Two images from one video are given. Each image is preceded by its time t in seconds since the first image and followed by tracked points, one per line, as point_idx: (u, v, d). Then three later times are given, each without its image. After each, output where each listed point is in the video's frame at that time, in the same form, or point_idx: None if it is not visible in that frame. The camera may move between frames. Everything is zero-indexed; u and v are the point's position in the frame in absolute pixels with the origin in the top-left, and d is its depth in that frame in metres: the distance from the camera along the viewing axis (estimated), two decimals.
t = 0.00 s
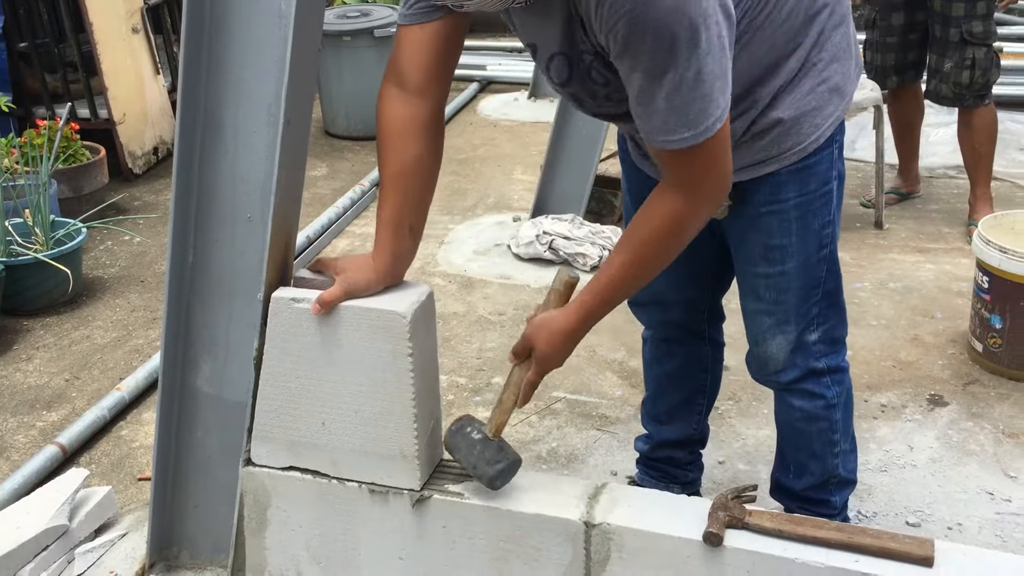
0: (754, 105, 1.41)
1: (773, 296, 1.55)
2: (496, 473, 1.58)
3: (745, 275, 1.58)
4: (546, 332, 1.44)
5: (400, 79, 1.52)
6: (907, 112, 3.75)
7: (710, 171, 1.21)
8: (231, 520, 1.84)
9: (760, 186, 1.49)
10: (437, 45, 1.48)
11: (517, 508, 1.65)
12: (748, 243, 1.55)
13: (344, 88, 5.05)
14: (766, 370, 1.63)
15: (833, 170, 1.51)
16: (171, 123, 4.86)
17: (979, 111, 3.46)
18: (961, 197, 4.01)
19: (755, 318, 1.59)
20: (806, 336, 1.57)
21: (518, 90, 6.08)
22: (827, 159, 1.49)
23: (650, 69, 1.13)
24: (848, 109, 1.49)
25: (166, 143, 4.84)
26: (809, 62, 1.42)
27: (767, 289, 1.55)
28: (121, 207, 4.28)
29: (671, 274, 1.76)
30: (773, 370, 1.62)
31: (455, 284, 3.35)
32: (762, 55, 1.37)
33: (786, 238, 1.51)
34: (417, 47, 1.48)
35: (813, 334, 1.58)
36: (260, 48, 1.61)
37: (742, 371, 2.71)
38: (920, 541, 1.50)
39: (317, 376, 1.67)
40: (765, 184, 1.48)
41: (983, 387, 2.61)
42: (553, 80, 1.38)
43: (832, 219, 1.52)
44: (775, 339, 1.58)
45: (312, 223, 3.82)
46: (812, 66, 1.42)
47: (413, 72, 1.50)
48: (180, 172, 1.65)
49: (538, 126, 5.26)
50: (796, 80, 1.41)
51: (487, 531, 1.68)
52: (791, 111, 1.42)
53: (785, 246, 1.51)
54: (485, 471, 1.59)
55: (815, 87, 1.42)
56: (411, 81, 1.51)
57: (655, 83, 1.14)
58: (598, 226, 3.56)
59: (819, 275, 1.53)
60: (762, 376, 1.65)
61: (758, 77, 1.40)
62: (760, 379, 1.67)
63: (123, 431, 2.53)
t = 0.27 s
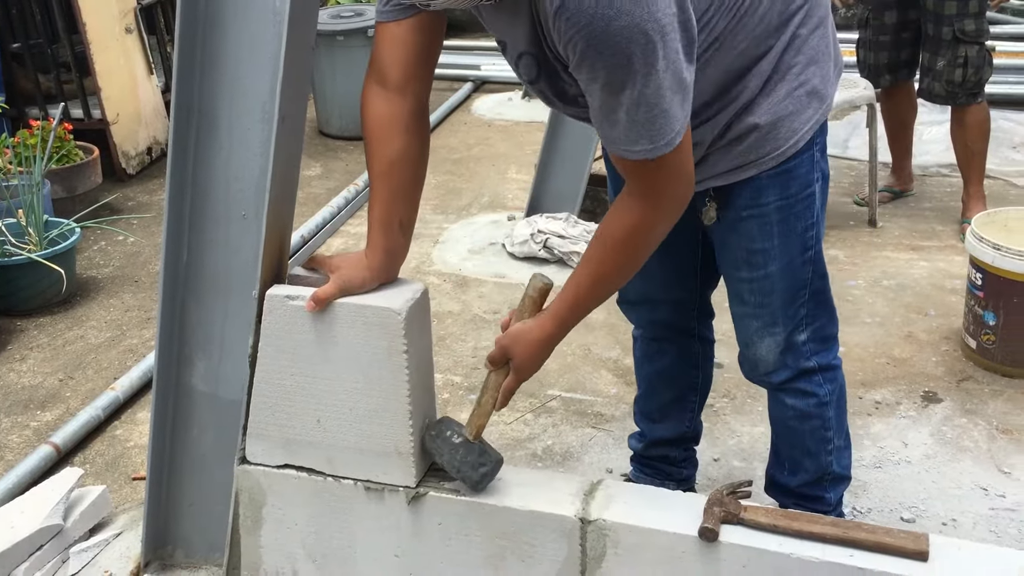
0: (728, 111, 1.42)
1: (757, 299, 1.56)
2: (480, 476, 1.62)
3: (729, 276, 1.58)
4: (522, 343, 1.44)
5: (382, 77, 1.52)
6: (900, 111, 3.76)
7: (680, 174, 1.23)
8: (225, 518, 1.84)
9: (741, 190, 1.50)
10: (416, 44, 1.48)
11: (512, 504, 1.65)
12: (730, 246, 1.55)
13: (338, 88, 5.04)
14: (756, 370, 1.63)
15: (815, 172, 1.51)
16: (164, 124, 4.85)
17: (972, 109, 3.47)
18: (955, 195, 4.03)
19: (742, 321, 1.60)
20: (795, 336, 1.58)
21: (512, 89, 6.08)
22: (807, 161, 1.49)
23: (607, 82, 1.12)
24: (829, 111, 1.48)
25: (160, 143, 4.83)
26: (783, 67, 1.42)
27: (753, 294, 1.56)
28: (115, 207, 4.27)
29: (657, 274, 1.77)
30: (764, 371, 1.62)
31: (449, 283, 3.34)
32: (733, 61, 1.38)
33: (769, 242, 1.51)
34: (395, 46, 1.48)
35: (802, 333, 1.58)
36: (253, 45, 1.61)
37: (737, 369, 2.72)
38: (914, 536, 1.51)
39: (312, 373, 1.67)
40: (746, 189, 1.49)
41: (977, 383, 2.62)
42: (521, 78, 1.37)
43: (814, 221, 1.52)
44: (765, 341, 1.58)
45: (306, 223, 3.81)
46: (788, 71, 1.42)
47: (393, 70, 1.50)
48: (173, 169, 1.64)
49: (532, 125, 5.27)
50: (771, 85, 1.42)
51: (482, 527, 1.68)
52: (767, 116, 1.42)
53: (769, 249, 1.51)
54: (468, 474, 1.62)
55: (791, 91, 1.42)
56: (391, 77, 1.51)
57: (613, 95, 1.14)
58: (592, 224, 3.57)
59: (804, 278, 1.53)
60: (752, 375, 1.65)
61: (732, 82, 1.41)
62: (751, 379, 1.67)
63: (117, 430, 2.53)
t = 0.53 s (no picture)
0: (726, 111, 1.42)
1: (757, 299, 1.57)
2: (492, 479, 1.60)
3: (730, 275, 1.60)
4: (532, 345, 1.44)
5: (382, 73, 1.51)
6: (894, 110, 3.78)
7: (682, 166, 1.23)
8: (221, 518, 1.84)
9: (739, 191, 1.51)
10: (410, 39, 1.48)
11: (509, 502, 1.65)
12: (732, 246, 1.56)
13: (332, 90, 5.04)
14: (757, 367, 1.64)
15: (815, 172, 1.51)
16: (158, 126, 4.84)
17: (965, 108, 3.48)
18: (949, 194, 4.04)
19: (744, 320, 1.61)
20: (797, 334, 1.58)
21: (507, 91, 6.09)
22: (806, 162, 1.49)
23: (601, 77, 1.12)
24: (828, 112, 1.48)
25: (154, 146, 4.82)
26: (781, 67, 1.42)
27: (753, 294, 1.56)
28: (109, 209, 4.27)
29: (654, 273, 1.77)
30: (766, 369, 1.63)
31: (445, 283, 3.34)
32: (730, 61, 1.38)
33: (768, 243, 1.52)
34: (394, 40, 1.48)
35: (804, 332, 1.58)
36: (247, 44, 1.60)
37: (732, 367, 2.72)
38: (911, 531, 1.51)
39: (308, 372, 1.66)
40: (743, 190, 1.50)
41: (972, 380, 2.62)
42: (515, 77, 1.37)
43: (815, 222, 1.52)
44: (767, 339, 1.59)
45: (301, 224, 3.81)
46: (786, 71, 1.42)
47: (391, 66, 1.50)
48: (167, 168, 1.64)
49: (527, 126, 5.27)
50: (769, 85, 1.42)
51: (479, 525, 1.67)
52: (764, 117, 1.42)
53: (768, 250, 1.52)
54: (480, 478, 1.60)
55: (789, 91, 1.42)
56: (390, 72, 1.50)
57: (607, 90, 1.13)
58: (587, 224, 3.57)
59: (804, 279, 1.53)
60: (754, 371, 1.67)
61: (730, 82, 1.41)
62: (754, 375, 1.68)
63: (112, 432, 2.52)
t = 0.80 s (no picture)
0: (736, 109, 1.43)
1: (765, 297, 1.57)
2: (468, 480, 1.62)
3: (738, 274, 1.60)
4: (518, 346, 1.44)
5: (387, 76, 1.52)
6: (890, 111, 3.78)
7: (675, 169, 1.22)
8: (224, 521, 1.84)
9: (748, 190, 1.51)
10: (417, 41, 1.48)
11: (511, 502, 1.65)
12: (740, 243, 1.57)
13: (330, 95, 5.05)
14: (763, 365, 1.65)
15: (823, 170, 1.51)
16: (156, 132, 4.85)
17: (962, 107, 3.48)
18: (946, 193, 4.05)
19: (751, 319, 1.61)
20: (804, 334, 1.58)
21: (504, 95, 6.10)
22: (816, 160, 1.49)
23: (601, 73, 1.13)
24: (836, 110, 1.49)
25: (152, 152, 4.83)
26: (790, 65, 1.42)
27: (761, 292, 1.57)
28: (108, 215, 4.27)
29: (657, 273, 1.77)
30: (772, 368, 1.63)
31: (444, 286, 3.35)
32: (741, 59, 1.38)
33: (776, 241, 1.52)
34: (400, 43, 1.48)
35: (811, 331, 1.58)
36: (247, 47, 1.61)
37: (732, 368, 2.72)
38: (913, 527, 1.51)
39: (309, 374, 1.67)
40: (753, 188, 1.50)
41: (971, 379, 2.63)
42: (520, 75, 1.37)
43: (823, 220, 1.52)
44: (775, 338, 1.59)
45: (300, 228, 3.81)
46: (795, 68, 1.42)
47: (397, 69, 1.50)
48: (168, 171, 1.65)
49: (525, 130, 5.28)
50: (779, 83, 1.42)
51: (482, 525, 1.68)
52: (775, 115, 1.43)
53: (777, 248, 1.52)
54: (459, 477, 1.62)
55: (799, 89, 1.43)
56: (395, 75, 1.51)
57: (607, 86, 1.14)
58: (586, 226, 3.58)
59: (811, 277, 1.54)
60: (759, 370, 1.67)
61: (739, 80, 1.41)
62: (759, 374, 1.68)
63: (114, 437, 2.52)
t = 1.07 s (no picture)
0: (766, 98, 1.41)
1: (784, 292, 1.56)
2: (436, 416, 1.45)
3: (755, 269, 1.59)
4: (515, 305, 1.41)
5: (403, 77, 1.53)
6: (887, 111, 3.79)
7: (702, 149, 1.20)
8: (227, 527, 1.83)
9: (774, 181, 1.50)
10: (433, 44, 1.49)
11: (515, 504, 1.65)
12: (759, 236, 1.56)
13: (327, 101, 5.06)
14: (774, 362, 1.64)
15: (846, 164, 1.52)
16: (154, 139, 4.85)
17: (957, 108, 3.50)
18: (944, 193, 4.06)
19: (765, 314, 1.60)
20: (817, 332, 1.58)
21: (501, 99, 6.11)
22: (841, 153, 1.50)
23: (639, 39, 1.12)
24: (861, 102, 1.48)
25: (150, 160, 4.83)
26: (819, 54, 1.41)
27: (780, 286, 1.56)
28: (107, 223, 4.27)
29: (662, 273, 1.77)
30: (784, 364, 1.63)
31: (444, 290, 3.35)
32: (771, 47, 1.37)
33: (799, 234, 1.51)
34: (414, 45, 1.50)
35: (826, 329, 1.58)
36: (248, 51, 1.61)
37: (734, 368, 2.73)
38: (918, 525, 1.51)
39: (312, 378, 1.66)
40: (779, 180, 1.49)
41: (972, 377, 2.63)
42: (546, 71, 1.40)
43: (843, 214, 1.53)
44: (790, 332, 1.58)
45: (299, 234, 3.81)
46: (824, 57, 1.42)
47: (411, 71, 1.52)
48: (169, 177, 1.65)
49: (522, 134, 5.29)
50: (809, 71, 1.41)
51: (486, 528, 1.68)
52: (804, 104, 1.41)
53: (799, 241, 1.52)
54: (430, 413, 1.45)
55: (827, 78, 1.42)
56: (410, 77, 1.52)
57: (648, 53, 1.13)
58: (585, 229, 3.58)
59: (830, 272, 1.54)
60: (769, 367, 1.66)
61: (770, 67, 1.40)
62: (768, 372, 1.68)
63: (115, 444, 2.52)
